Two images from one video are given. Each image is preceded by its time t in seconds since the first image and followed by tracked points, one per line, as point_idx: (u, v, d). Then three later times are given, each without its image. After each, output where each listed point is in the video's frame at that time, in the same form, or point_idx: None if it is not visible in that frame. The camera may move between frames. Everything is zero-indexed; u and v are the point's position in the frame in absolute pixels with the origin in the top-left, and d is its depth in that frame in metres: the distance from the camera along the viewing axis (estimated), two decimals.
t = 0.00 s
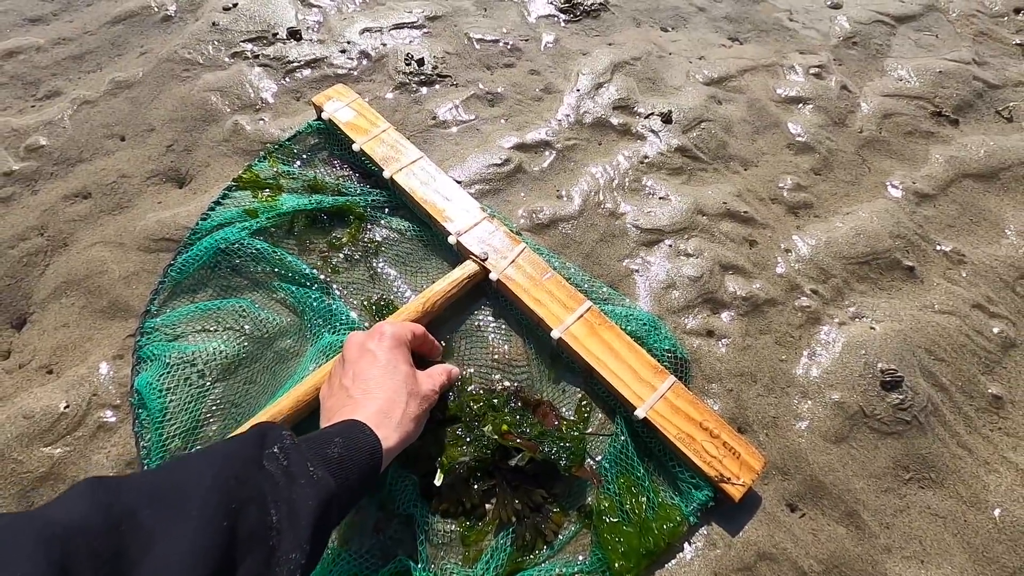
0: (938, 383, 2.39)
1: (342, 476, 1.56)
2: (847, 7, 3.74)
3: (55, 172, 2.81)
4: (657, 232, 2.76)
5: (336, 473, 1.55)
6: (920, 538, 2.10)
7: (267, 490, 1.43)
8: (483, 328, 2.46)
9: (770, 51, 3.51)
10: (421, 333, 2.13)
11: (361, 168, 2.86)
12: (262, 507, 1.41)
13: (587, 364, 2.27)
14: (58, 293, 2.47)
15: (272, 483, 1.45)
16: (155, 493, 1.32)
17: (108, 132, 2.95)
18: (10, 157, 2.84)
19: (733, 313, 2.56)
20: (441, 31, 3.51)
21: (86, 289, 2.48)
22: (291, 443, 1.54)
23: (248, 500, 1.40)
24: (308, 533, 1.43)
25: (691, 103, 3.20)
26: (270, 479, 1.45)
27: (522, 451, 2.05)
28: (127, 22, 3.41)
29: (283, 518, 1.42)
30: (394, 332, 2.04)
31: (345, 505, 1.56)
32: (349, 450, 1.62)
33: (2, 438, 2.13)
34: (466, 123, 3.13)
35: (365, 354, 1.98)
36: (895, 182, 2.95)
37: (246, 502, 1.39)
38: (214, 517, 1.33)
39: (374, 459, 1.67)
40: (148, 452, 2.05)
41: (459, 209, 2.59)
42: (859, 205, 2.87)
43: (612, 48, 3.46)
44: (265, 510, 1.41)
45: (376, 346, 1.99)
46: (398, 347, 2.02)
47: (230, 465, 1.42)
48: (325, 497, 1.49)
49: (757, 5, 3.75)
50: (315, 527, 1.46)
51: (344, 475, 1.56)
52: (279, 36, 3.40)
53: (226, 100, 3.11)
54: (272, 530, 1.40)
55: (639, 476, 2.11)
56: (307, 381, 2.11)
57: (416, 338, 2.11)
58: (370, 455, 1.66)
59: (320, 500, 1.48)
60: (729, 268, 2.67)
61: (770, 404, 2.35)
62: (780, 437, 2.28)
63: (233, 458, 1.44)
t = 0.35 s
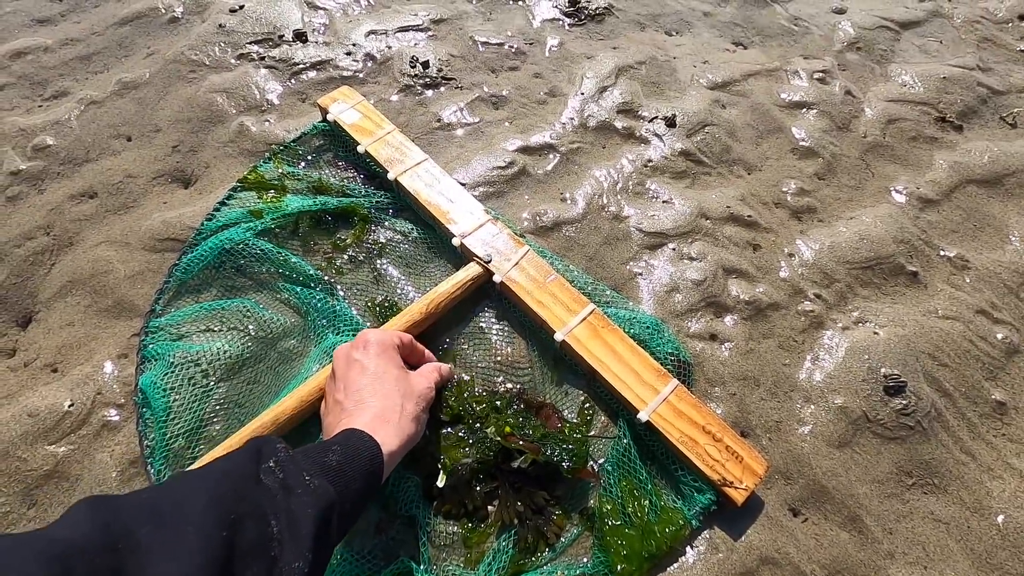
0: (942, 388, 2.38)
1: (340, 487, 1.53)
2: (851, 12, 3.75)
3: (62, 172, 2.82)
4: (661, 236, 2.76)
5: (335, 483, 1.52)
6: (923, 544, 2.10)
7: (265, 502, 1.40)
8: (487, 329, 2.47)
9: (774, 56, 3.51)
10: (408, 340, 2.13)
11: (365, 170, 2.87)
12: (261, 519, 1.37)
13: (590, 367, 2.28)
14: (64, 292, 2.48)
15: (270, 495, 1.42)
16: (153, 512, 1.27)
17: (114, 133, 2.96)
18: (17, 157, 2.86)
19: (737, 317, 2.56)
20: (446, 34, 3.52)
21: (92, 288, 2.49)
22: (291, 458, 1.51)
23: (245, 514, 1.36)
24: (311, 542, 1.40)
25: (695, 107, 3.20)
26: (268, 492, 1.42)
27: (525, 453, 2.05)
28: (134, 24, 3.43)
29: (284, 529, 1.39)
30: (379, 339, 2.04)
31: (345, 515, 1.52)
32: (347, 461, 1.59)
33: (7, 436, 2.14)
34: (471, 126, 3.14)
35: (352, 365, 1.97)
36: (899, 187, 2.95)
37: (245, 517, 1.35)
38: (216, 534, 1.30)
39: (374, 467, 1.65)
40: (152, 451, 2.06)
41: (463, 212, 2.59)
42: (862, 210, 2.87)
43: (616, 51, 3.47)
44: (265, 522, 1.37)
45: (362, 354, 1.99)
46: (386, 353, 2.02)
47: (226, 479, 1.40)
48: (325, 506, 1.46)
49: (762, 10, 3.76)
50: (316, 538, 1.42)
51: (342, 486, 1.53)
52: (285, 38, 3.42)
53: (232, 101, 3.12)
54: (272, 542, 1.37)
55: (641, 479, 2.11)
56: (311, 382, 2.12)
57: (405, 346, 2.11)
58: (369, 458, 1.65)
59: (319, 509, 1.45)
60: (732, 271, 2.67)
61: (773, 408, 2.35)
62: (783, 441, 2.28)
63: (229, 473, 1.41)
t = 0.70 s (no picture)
0: (957, 396, 2.36)
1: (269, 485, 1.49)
2: (868, 16, 3.73)
3: (82, 167, 2.87)
4: (673, 238, 2.76)
5: (257, 483, 1.50)
6: (935, 552, 2.08)
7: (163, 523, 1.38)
8: (498, 328, 2.48)
9: (790, 59, 3.50)
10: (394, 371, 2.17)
11: (380, 169, 2.89)
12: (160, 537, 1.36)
13: (601, 368, 2.28)
14: (83, 284, 2.52)
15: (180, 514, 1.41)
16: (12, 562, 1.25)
17: (134, 129, 3.01)
18: (39, 151, 2.91)
19: (749, 320, 2.55)
20: (461, 34, 3.54)
21: (110, 281, 2.52)
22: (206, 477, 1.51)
23: (149, 536, 1.36)
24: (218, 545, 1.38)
25: (709, 110, 3.20)
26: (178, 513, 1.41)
27: (535, 452, 2.06)
28: (154, 22, 3.48)
29: (188, 543, 1.36)
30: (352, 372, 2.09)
31: (282, 508, 1.47)
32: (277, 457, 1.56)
33: (26, 425, 2.18)
34: (484, 126, 3.15)
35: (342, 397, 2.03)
36: (915, 192, 2.93)
37: (126, 539, 1.35)
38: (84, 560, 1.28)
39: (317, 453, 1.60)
40: (168, 442, 2.09)
41: (476, 211, 2.60)
42: (877, 215, 2.85)
43: (631, 53, 3.47)
44: (164, 539, 1.36)
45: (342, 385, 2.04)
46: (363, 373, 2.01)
47: (134, 510, 1.40)
48: (230, 506, 1.44)
49: (778, 14, 3.75)
50: (225, 538, 1.40)
51: (265, 484, 1.50)
52: (303, 37, 3.45)
53: (249, 99, 3.16)
54: (175, 556, 1.34)
55: (651, 480, 2.11)
56: (324, 376, 2.13)
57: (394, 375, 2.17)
58: (313, 442, 1.63)
59: (222, 511, 1.43)
60: (745, 275, 2.66)
61: (784, 412, 2.34)
62: (794, 445, 2.27)
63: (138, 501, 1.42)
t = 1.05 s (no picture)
0: (970, 408, 2.37)
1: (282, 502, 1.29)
2: (883, 32, 3.76)
3: (110, 165, 2.94)
4: (687, 247, 2.79)
5: (264, 498, 1.29)
6: (948, 563, 2.08)
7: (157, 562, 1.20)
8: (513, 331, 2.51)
9: (805, 73, 3.54)
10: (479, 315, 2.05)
11: (400, 172, 2.95)
12: None
13: (615, 371, 2.30)
14: (108, 279, 2.57)
15: (174, 565, 1.19)
16: None
17: (160, 130, 3.08)
18: (69, 149, 2.99)
19: (762, 329, 2.57)
20: (480, 43, 3.61)
21: (135, 277, 2.58)
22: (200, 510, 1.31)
23: None
24: None
25: (724, 122, 3.24)
26: (173, 560, 1.20)
27: (549, 453, 2.13)
28: (182, 26, 3.57)
29: None
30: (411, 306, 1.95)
31: (303, 525, 1.27)
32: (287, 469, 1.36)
33: (51, 414, 2.22)
34: (502, 133, 3.20)
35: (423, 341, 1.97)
36: (929, 206, 2.95)
37: None
38: None
39: (340, 453, 1.40)
40: (188, 435, 2.13)
41: (494, 216, 2.65)
42: (890, 227, 2.87)
43: (647, 65, 3.53)
44: None
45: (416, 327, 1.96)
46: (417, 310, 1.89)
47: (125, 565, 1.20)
48: (227, 532, 1.23)
49: (794, 28, 3.79)
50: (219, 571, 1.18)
51: (270, 508, 1.27)
52: (325, 44, 3.53)
53: (272, 103, 3.23)
54: None
55: (663, 485, 2.12)
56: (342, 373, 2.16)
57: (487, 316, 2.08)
58: (343, 431, 1.45)
59: (217, 539, 1.22)
60: (758, 284, 2.69)
61: (797, 420, 2.35)
62: (806, 453, 2.28)
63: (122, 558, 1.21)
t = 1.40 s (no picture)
0: (961, 416, 2.39)
1: (233, 491, 1.25)
2: (875, 45, 3.83)
3: (108, 169, 2.94)
4: (682, 254, 2.82)
5: (220, 487, 1.26)
6: (940, 570, 2.09)
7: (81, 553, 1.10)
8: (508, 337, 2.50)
9: (798, 84, 3.59)
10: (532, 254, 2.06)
11: (398, 178, 2.97)
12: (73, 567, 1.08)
13: (611, 378, 2.32)
14: (104, 282, 2.57)
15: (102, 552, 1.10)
16: None
17: (159, 134, 3.09)
18: (67, 153, 2.99)
19: (756, 335, 2.60)
20: (478, 52, 3.65)
21: (131, 280, 2.58)
22: (124, 496, 1.20)
23: None
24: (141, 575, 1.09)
25: (719, 131, 3.28)
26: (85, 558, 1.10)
27: (544, 458, 2.16)
28: (182, 32, 3.59)
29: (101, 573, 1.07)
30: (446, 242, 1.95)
31: (255, 519, 1.22)
32: (246, 451, 1.33)
33: (45, 417, 2.22)
34: (499, 141, 3.23)
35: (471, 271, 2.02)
36: (920, 216, 2.99)
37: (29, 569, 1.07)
38: None
39: (306, 437, 1.36)
40: (184, 439, 2.11)
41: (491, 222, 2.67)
42: (882, 237, 2.91)
43: (643, 75, 3.57)
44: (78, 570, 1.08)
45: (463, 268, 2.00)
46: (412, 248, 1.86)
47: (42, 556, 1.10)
48: (170, 522, 1.16)
49: (787, 40, 3.85)
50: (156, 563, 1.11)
51: (213, 500, 1.23)
52: (324, 51, 3.55)
53: (271, 109, 3.25)
54: None
55: (659, 491, 2.11)
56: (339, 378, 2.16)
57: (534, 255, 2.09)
58: (313, 412, 1.42)
59: (156, 528, 1.14)
60: (753, 291, 2.71)
61: (790, 426, 2.37)
62: (800, 459, 2.30)
63: (30, 555, 1.11)
